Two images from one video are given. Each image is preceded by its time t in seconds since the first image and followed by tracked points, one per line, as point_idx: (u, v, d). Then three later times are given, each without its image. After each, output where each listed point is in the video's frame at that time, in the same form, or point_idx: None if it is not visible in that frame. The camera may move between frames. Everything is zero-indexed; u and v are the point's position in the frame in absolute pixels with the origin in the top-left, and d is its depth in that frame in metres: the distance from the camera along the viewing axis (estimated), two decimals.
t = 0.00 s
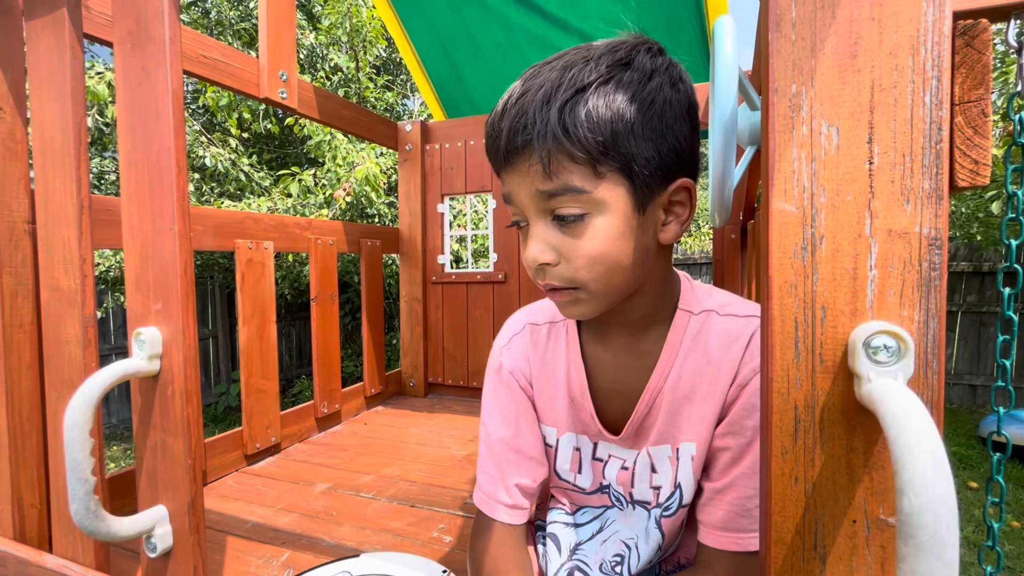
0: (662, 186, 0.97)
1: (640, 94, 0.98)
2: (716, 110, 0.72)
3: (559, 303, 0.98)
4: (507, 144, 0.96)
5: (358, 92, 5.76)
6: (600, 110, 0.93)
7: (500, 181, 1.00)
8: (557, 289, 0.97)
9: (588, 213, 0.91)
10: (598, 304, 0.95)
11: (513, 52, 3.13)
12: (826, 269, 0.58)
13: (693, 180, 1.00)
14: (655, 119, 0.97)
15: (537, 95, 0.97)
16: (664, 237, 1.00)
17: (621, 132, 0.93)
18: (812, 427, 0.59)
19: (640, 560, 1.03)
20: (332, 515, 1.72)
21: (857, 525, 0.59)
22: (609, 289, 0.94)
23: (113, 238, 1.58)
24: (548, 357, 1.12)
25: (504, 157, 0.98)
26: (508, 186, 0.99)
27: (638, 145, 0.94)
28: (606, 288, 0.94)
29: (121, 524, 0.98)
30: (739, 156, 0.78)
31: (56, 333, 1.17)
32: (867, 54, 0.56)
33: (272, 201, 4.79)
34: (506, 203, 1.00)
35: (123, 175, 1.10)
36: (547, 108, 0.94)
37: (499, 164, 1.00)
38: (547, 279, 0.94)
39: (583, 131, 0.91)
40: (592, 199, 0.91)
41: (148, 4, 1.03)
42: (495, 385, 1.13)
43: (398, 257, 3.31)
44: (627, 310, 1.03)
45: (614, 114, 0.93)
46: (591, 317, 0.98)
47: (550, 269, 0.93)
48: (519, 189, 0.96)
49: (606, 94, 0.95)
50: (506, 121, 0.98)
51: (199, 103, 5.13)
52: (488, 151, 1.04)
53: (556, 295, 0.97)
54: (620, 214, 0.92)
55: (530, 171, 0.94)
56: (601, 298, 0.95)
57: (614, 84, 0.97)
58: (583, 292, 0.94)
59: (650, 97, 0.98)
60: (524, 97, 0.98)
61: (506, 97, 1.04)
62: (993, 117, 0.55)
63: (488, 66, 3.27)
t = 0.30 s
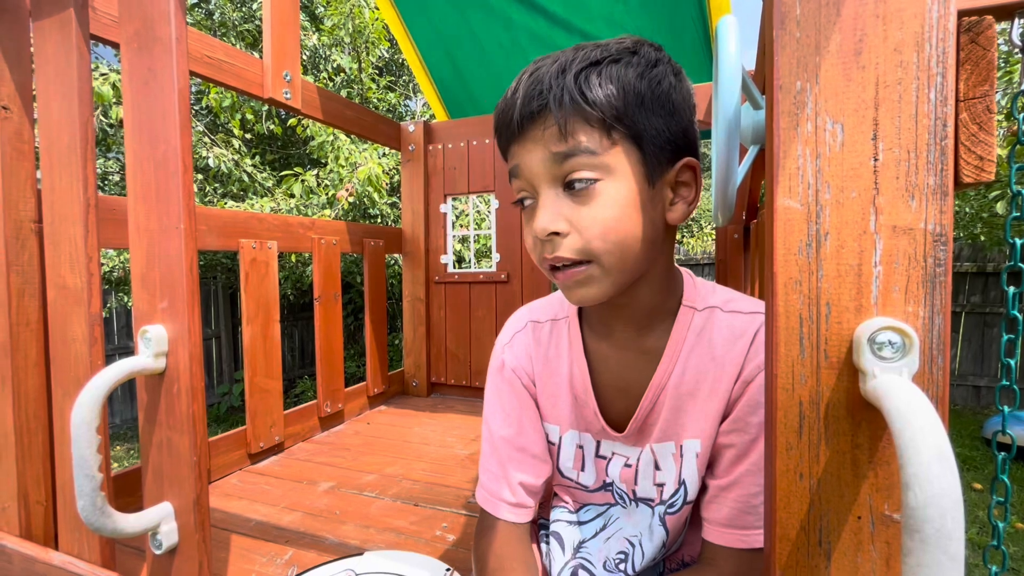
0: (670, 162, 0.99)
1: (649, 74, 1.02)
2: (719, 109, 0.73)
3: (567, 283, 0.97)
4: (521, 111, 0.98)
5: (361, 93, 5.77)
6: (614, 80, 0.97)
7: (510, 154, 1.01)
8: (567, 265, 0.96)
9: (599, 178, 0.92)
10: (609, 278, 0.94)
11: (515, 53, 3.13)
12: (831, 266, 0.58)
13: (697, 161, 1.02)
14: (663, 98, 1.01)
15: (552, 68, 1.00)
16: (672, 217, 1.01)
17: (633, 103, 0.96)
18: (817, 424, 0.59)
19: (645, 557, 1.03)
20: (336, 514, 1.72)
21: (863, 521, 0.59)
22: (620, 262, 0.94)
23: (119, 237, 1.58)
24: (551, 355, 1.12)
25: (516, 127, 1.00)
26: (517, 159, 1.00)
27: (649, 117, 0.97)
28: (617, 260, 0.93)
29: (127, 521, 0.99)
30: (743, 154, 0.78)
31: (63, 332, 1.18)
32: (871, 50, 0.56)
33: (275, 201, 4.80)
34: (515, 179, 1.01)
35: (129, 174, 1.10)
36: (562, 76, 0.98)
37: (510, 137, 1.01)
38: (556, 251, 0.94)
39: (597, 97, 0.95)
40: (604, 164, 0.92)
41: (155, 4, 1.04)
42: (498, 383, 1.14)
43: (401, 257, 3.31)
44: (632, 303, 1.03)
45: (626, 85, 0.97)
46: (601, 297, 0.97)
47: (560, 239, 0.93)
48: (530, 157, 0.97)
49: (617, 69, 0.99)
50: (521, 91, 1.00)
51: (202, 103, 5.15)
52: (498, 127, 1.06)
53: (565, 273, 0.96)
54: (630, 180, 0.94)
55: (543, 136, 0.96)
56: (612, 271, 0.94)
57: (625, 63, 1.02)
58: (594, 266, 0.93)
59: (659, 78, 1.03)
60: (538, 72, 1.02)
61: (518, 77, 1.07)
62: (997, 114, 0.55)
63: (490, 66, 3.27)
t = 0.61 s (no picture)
0: (673, 172, 1.00)
1: (655, 84, 1.03)
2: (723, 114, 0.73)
3: (569, 288, 0.98)
4: (528, 119, 0.99)
5: (364, 94, 5.79)
6: (620, 92, 0.98)
7: (516, 160, 1.02)
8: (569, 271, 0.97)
9: (603, 188, 0.93)
10: (610, 285, 0.95)
11: (518, 55, 3.14)
12: (834, 270, 0.59)
13: (700, 170, 1.03)
14: (668, 108, 1.02)
15: (560, 77, 1.01)
16: (673, 225, 1.02)
17: (638, 114, 0.97)
18: (819, 427, 0.60)
19: (647, 556, 1.04)
20: (340, 515, 1.73)
21: (866, 523, 0.59)
22: (622, 270, 0.95)
23: (125, 239, 1.60)
24: (554, 356, 1.13)
25: (523, 134, 1.01)
26: (524, 165, 1.01)
27: (654, 129, 0.98)
28: (619, 268, 0.94)
29: (136, 521, 1.00)
30: (746, 157, 0.77)
31: (71, 333, 1.19)
32: (874, 57, 0.56)
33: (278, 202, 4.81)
34: (520, 184, 1.02)
35: (138, 177, 1.11)
36: (569, 86, 0.99)
37: (517, 143, 1.02)
38: (560, 257, 0.95)
39: (604, 108, 0.95)
40: (608, 174, 0.93)
41: (164, 9, 1.05)
42: (502, 384, 1.14)
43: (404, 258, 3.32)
44: (634, 308, 1.03)
45: (632, 97, 0.98)
46: (602, 303, 0.98)
47: (564, 246, 0.94)
48: (536, 165, 0.98)
49: (624, 79, 1.00)
50: (528, 99, 1.01)
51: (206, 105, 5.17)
52: (505, 133, 1.07)
53: (568, 279, 0.97)
54: (633, 190, 0.94)
55: (550, 145, 0.97)
56: (613, 279, 0.95)
57: (631, 72, 1.02)
58: (597, 273, 0.94)
59: (664, 88, 1.03)
60: (545, 80, 1.02)
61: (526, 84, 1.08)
62: (999, 120, 0.56)
63: (494, 68, 3.28)
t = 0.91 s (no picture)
0: (680, 177, 1.01)
1: (667, 89, 1.04)
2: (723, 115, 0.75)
3: (575, 288, 0.99)
4: (540, 120, 1.00)
5: (366, 96, 5.81)
6: (631, 96, 0.99)
7: (527, 160, 1.03)
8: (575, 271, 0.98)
9: (612, 191, 0.94)
10: (615, 287, 0.96)
11: (521, 58, 3.16)
12: (833, 276, 0.60)
13: (707, 176, 1.04)
14: (679, 114, 1.03)
15: (572, 80, 1.02)
16: (680, 229, 1.02)
17: (648, 119, 0.98)
18: (820, 430, 0.61)
19: (650, 557, 1.05)
20: (343, 516, 1.74)
21: (865, 526, 0.60)
22: (628, 271, 0.96)
23: (132, 242, 1.61)
24: (559, 358, 1.13)
25: (534, 135, 1.02)
26: (534, 166, 1.02)
27: (664, 134, 0.99)
28: (624, 269, 0.95)
29: (144, 521, 1.01)
30: (747, 162, 0.79)
31: (78, 335, 1.20)
32: (872, 67, 0.57)
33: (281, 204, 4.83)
34: (530, 184, 1.03)
35: (145, 182, 1.13)
36: (581, 90, 1.00)
37: (528, 143, 1.03)
38: (568, 257, 0.96)
39: (614, 112, 0.96)
40: (617, 177, 0.94)
41: (171, 15, 1.06)
42: (507, 386, 1.15)
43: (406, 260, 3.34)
44: (638, 310, 1.04)
45: (643, 101, 0.99)
46: (608, 304, 0.99)
47: (572, 246, 0.95)
48: (546, 165, 0.99)
49: (635, 84, 1.01)
50: (541, 101, 1.02)
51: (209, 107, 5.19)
52: (517, 133, 1.08)
53: (574, 279, 0.98)
54: (641, 194, 0.95)
55: (560, 146, 0.98)
56: (619, 280, 0.96)
57: (643, 77, 1.03)
58: (603, 274, 0.95)
59: (675, 94, 1.04)
60: (558, 83, 1.04)
61: (538, 86, 1.09)
62: (995, 129, 0.57)
63: (495, 70, 3.30)
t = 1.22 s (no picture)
0: (687, 181, 1.02)
1: (675, 92, 1.04)
2: (723, 112, 0.76)
3: (579, 288, 1.00)
4: (548, 122, 1.01)
5: (368, 97, 5.82)
6: (640, 100, 0.99)
7: (534, 162, 1.04)
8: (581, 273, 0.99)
9: (618, 194, 0.95)
10: (620, 289, 0.97)
11: (523, 59, 3.17)
12: (832, 277, 0.60)
13: (712, 180, 1.05)
14: (687, 117, 1.04)
15: (581, 82, 1.03)
16: (685, 232, 1.03)
17: (656, 122, 0.99)
18: (820, 429, 0.61)
19: (652, 556, 1.05)
20: (346, 515, 1.75)
21: (863, 523, 0.61)
22: (632, 274, 0.97)
23: (138, 242, 1.62)
24: (563, 358, 1.14)
25: (542, 137, 1.03)
26: (541, 167, 1.02)
27: (672, 137, 1.00)
28: (629, 272, 0.96)
29: (150, 519, 1.02)
30: (748, 163, 0.80)
31: (84, 335, 1.21)
32: (871, 70, 0.58)
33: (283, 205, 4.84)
34: (537, 184, 1.03)
35: (151, 183, 1.14)
36: (590, 92, 1.00)
37: (536, 144, 1.04)
38: (573, 258, 0.97)
39: (623, 115, 0.97)
40: (624, 180, 0.95)
41: (177, 19, 1.07)
42: (511, 386, 1.16)
43: (408, 261, 3.35)
44: (641, 311, 1.05)
45: (651, 105, 1.00)
46: (612, 305, 0.99)
47: (577, 248, 0.96)
48: (554, 167, 1.00)
49: (644, 87, 1.02)
50: (550, 102, 1.03)
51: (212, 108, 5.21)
52: (525, 133, 1.08)
53: (578, 280, 0.99)
54: (647, 197, 0.96)
55: (568, 149, 0.98)
56: (623, 282, 0.97)
57: (652, 80, 1.04)
58: (607, 275, 0.96)
59: (683, 97, 1.05)
60: (567, 84, 1.04)
61: (547, 87, 1.09)
62: (992, 132, 0.58)
63: (497, 71, 3.31)
